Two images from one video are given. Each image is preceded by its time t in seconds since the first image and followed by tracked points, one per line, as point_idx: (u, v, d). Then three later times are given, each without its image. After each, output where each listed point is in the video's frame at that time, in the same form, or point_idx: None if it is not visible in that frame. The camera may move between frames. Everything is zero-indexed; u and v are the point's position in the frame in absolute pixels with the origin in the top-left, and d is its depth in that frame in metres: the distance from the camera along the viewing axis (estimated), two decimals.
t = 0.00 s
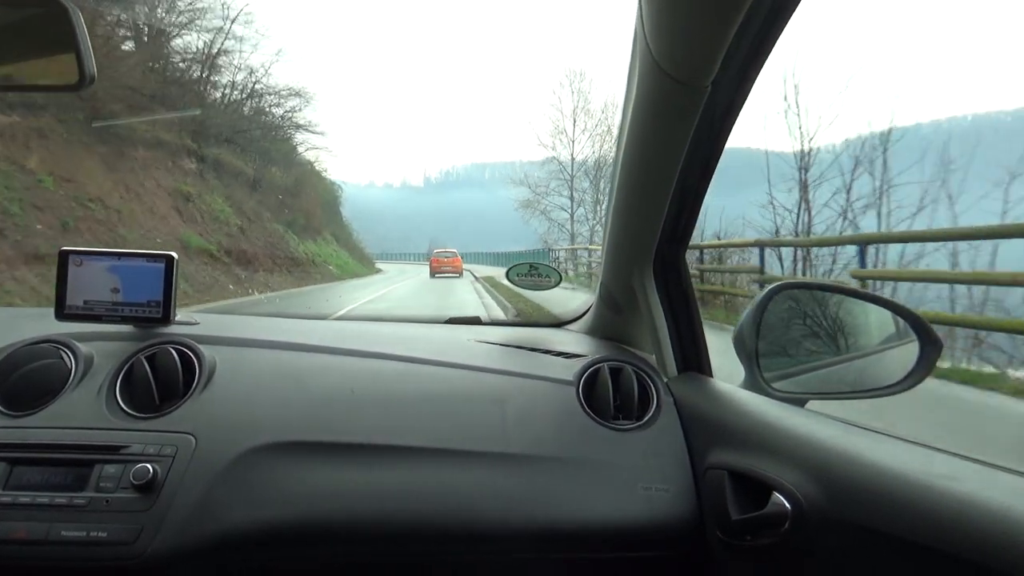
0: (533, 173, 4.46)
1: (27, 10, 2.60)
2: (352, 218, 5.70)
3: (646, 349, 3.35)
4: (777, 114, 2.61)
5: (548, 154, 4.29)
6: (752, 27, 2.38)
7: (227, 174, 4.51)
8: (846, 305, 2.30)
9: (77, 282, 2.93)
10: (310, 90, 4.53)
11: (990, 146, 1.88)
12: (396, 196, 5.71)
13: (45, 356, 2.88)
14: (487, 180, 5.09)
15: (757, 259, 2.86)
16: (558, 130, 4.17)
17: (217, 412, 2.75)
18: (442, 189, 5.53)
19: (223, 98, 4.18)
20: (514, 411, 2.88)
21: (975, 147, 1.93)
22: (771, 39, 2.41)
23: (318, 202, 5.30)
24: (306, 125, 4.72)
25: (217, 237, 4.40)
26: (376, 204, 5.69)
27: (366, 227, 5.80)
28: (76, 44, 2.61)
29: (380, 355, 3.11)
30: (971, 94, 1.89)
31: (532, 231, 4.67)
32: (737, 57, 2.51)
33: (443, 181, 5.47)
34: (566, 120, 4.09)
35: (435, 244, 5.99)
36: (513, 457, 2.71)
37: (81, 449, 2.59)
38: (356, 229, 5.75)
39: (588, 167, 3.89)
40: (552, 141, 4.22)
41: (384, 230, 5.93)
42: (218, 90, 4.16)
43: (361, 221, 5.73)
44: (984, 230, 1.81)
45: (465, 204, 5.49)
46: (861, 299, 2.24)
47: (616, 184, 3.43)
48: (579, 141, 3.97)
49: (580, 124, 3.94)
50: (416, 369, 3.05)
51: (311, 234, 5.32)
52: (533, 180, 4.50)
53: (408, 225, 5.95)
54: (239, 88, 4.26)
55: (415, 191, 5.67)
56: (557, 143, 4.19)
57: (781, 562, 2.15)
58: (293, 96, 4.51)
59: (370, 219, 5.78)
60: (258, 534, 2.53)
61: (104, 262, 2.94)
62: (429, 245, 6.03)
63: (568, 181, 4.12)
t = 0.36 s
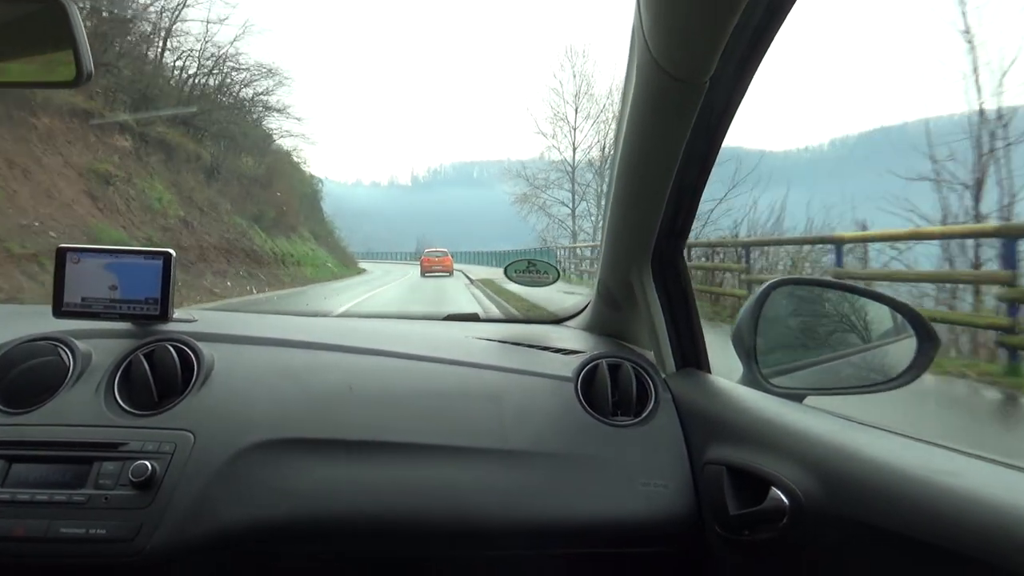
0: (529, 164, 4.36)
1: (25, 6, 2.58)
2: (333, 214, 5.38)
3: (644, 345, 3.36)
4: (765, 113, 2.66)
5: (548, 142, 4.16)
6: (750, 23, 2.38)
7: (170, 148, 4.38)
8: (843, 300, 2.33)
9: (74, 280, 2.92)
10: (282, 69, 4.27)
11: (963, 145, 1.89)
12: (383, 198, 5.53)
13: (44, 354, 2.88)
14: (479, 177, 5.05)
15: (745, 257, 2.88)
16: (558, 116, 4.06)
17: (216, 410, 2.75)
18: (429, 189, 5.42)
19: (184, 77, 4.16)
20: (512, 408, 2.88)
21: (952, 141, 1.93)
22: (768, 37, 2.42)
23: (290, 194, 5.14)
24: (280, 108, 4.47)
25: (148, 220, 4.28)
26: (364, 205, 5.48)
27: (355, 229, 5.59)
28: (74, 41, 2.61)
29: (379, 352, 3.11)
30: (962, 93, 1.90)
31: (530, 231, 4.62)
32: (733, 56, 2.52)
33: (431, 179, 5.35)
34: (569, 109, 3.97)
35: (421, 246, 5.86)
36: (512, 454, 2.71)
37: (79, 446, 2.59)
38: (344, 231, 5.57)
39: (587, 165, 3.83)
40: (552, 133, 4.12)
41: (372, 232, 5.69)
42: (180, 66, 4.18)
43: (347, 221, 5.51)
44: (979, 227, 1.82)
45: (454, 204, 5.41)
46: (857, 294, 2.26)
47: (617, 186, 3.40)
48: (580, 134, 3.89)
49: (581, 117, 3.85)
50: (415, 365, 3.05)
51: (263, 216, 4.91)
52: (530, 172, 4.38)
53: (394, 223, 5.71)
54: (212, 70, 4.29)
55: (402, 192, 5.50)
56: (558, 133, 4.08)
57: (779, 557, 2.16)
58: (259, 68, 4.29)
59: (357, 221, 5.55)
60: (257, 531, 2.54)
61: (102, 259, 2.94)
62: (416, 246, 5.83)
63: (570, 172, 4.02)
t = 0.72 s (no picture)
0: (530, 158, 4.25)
1: (20, 8, 2.57)
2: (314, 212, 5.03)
3: (643, 345, 3.37)
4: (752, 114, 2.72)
5: (549, 130, 4.04)
6: (747, 23, 2.38)
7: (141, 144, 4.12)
8: (842, 301, 2.35)
9: (72, 282, 2.92)
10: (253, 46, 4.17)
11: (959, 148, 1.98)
12: (372, 198, 5.36)
13: (41, 357, 2.87)
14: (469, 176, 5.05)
15: (755, 263, 2.86)
16: (559, 102, 3.93)
17: (213, 412, 2.75)
18: (417, 187, 5.33)
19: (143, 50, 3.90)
20: (511, 408, 2.88)
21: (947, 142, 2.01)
22: (764, 37, 2.42)
23: (260, 182, 4.85)
24: (250, 86, 4.30)
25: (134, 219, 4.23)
26: (353, 206, 5.31)
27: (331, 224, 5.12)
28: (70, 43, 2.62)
29: (377, 353, 3.11)
30: (956, 96, 1.94)
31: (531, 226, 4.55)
32: (729, 56, 2.52)
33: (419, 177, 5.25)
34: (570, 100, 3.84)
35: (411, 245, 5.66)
36: (510, 455, 2.71)
37: (77, 448, 2.59)
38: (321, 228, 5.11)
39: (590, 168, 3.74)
40: (554, 128, 4.00)
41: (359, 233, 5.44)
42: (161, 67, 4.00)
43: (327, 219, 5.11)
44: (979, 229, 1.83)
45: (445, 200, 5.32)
46: (857, 295, 2.27)
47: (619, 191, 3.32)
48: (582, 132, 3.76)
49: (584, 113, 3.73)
50: (413, 366, 3.05)
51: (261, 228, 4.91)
52: (530, 165, 4.29)
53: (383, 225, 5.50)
54: (181, 55, 4.04)
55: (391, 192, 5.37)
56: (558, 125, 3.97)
57: (779, 557, 2.16)
58: (224, 40, 4.13)
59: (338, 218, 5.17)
60: (256, 532, 2.54)
61: (99, 261, 2.93)
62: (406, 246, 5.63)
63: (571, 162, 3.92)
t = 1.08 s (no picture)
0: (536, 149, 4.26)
1: (17, 8, 2.56)
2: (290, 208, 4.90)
3: (639, 345, 3.37)
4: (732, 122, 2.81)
5: (557, 116, 4.04)
6: (744, 21, 2.38)
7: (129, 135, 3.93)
8: (838, 301, 2.35)
9: (67, 282, 2.91)
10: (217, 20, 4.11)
11: (918, 156, 2.05)
12: (360, 196, 5.65)
13: (36, 357, 2.87)
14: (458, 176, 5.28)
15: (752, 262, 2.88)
16: (568, 85, 3.90)
17: (209, 412, 2.74)
18: (407, 186, 5.52)
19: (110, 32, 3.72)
20: (508, 408, 2.88)
21: (910, 151, 2.07)
22: (764, 33, 2.42)
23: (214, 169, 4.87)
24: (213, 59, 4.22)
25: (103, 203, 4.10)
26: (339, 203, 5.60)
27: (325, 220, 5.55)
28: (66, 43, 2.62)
29: (374, 353, 3.11)
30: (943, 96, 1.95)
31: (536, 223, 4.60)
32: (726, 55, 2.53)
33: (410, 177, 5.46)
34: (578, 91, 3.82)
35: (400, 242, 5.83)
36: (507, 454, 2.71)
37: (73, 448, 2.58)
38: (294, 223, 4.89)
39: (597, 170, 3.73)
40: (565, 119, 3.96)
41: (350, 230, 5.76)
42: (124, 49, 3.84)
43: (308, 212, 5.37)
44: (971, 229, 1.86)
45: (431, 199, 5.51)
46: (855, 296, 2.26)
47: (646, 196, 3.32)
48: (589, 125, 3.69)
49: (587, 108, 3.70)
50: (410, 366, 3.05)
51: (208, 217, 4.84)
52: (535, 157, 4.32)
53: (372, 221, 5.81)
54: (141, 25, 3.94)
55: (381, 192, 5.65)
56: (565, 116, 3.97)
57: (776, 556, 2.17)
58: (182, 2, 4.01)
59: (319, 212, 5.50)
60: (252, 532, 2.53)
61: (96, 261, 2.92)
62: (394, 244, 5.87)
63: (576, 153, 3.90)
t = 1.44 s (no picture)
0: (545, 135, 4.23)
1: (11, 8, 2.55)
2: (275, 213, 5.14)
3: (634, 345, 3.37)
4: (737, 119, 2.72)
5: (568, 99, 3.95)
6: (740, 23, 2.37)
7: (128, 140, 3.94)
8: (833, 301, 2.34)
9: (62, 282, 2.90)
10: None
11: (917, 156, 2.08)
12: (348, 192, 5.71)
13: (31, 357, 2.86)
14: (453, 175, 5.39)
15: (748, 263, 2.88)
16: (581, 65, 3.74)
17: (205, 413, 2.74)
18: (399, 184, 5.68)
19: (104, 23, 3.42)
20: (504, 409, 2.88)
21: (908, 152, 2.11)
22: (762, 33, 2.40)
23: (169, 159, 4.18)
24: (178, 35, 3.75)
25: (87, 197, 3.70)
26: (328, 201, 5.65)
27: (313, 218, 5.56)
28: (61, 42, 2.61)
29: (370, 354, 3.10)
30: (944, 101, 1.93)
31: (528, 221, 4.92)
32: (723, 57, 2.51)
33: (403, 177, 5.58)
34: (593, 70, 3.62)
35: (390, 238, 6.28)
36: (503, 456, 2.71)
37: (67, 449, 2.57)
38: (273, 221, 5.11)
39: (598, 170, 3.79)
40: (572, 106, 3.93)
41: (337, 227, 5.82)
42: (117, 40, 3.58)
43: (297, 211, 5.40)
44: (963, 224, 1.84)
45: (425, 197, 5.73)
46: (849, 296, 2.27)
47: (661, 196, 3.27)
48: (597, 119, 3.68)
49: (600, 103, 3.60)
50: (406, 367, 3.04)
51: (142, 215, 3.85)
52: (545, 144, 4.29)
53: (360, 219, 5.99)
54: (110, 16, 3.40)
55: (371, 188, 5.76)
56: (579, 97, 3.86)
57: (771, 557, 2.17)
58: None
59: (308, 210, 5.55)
60: (247, 534, 2.53)
61: (91, 261, 2.91)
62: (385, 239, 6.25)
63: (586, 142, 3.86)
